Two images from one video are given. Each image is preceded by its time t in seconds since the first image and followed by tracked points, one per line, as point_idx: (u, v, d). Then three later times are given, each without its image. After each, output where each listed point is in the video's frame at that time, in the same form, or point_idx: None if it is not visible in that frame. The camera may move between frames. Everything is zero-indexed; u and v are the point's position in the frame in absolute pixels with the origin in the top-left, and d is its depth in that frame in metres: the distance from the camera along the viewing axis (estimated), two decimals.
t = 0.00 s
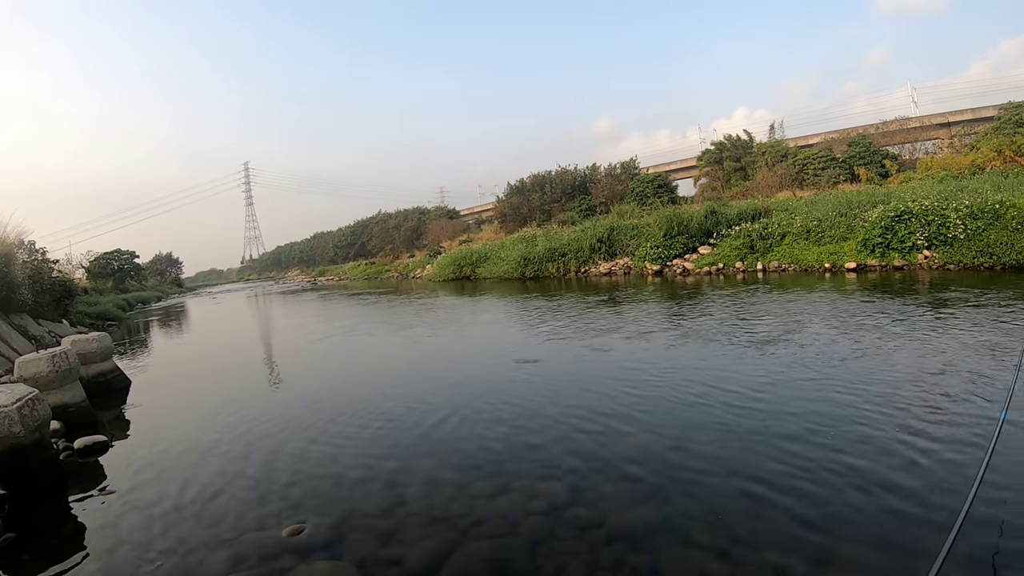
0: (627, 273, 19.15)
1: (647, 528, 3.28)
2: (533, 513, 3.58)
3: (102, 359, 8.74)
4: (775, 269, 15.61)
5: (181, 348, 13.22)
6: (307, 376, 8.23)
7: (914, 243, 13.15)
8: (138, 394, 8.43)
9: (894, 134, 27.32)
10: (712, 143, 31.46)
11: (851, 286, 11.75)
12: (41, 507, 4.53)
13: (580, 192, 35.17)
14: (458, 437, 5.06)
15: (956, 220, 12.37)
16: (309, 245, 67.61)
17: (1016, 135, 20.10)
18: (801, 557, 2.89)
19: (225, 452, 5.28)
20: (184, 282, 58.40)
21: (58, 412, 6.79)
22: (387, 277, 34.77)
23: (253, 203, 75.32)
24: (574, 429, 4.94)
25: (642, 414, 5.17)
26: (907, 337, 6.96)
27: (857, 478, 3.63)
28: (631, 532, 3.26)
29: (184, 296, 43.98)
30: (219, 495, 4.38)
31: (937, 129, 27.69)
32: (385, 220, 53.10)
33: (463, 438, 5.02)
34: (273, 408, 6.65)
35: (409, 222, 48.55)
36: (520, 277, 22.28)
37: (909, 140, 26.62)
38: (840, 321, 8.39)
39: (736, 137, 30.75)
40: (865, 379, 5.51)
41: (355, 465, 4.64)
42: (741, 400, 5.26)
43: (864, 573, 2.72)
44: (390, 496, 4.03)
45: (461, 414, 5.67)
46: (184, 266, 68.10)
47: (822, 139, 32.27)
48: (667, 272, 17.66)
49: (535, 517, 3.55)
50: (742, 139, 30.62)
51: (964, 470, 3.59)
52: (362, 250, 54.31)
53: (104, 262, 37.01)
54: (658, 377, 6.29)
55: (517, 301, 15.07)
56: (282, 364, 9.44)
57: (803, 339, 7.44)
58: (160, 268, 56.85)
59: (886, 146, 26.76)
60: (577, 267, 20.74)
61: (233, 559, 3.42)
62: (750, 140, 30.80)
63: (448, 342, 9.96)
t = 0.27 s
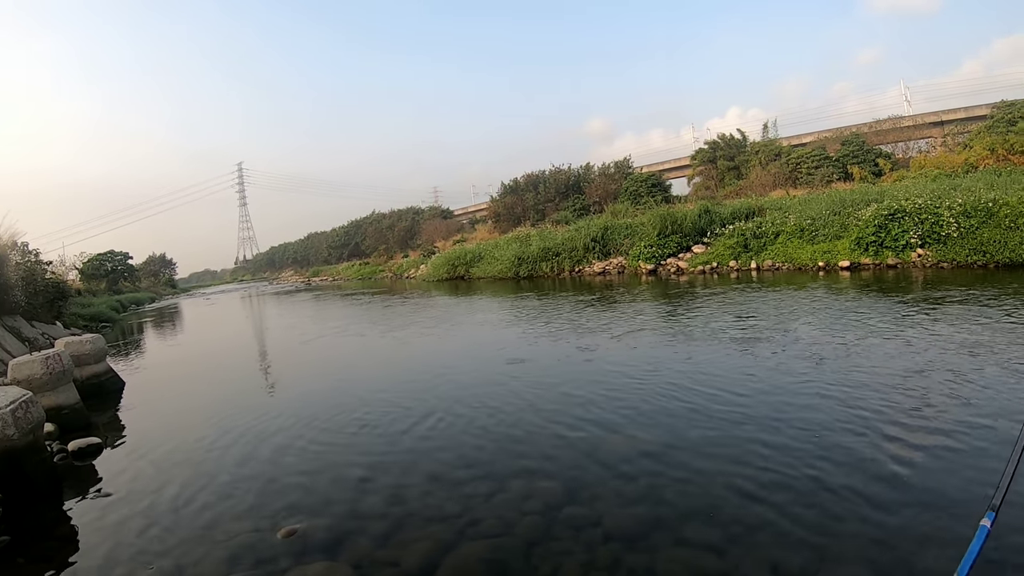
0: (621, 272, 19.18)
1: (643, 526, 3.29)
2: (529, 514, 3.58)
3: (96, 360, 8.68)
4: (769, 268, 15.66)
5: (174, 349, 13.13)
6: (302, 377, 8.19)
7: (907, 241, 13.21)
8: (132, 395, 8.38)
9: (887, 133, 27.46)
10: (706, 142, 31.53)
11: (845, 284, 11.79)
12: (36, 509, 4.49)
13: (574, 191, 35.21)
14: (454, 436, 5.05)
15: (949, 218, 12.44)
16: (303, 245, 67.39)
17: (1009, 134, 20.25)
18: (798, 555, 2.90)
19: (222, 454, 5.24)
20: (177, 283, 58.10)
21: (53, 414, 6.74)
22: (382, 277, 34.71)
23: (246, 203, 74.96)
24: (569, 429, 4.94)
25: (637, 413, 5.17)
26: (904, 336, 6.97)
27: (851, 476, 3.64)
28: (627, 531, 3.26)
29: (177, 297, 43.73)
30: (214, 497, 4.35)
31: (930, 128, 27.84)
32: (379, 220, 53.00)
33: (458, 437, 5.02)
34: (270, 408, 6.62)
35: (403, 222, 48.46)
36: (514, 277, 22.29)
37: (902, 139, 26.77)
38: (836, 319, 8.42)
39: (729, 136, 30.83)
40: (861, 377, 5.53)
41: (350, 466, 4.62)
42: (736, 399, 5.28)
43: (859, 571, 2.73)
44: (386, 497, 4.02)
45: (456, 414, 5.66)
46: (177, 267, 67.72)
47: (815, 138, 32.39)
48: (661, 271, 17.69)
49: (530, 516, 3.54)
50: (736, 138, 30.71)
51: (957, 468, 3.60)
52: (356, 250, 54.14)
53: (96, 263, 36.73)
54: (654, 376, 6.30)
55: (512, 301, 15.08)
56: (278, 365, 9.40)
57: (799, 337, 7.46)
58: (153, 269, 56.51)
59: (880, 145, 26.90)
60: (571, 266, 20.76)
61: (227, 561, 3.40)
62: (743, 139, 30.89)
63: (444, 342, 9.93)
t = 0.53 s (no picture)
0: (612, 271, 19.23)
1: (635, 525, 3.29)
2: (521, 512, 3.58)
3: (87, 359, 8.61)
4: (760, 267, 15.72)
5: (164, 348, 13.02)
6: (295, 376, 8.14)
7: (898, 241, 13.31)
8: (123, 395, 8.31)
9: (879, 132, 27.66)
10: (698, 141, 31.62)
11: (836, 283, 11.86)
12: (27, 509, 4.46)
13: (566, 190, 35.27)
14: (447, 435, 5.05)
15: (940, 218, 12.54)
16: (294, 244, 67.10)
17: (999, 135, 20.42)
18: (789, 553, 2.92)
19: (214, 453, 5.21)
20: (167, 282, 57.71)
21: (43, 414, 6.68)
22: (374, 276, 34.61)
23: (236, 201, 74.50)
24: (562, 428, 4.94)
25: (630, 412, 5.18)
26: (895, 334, 7.03)
27: (842, 474, 3.66)
28: (620, 529, 3.27)
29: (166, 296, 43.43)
30: (206, 496, 4.32)
31: (921, 128, 28.04)
32: (371, 218, 52.82)
33: (452, 436, 5.01)
34: (263, 407, 6.59)
35: (395, 220, 48.32)
36: (505, 275, 22.30)
37: (893, 139, 26.98)
38: (828, 318, 8.48)
39: (721, 135, 30.94)
40: (853, 376, 5.57)
41: (343, 465, 4.61)
42: (728, 398, 5.30)
43: (850, 569, 2.75)
44: (379, 496, 4.01)
45: (449, 413, 5.66)
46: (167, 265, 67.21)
47: (806, 138, 32.58)
48: (653, 270, 17.76)
49: (523, 515, 3.54)
50: (728, 138, 30.81)
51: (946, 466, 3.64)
52: (348, 248, 53.95)
53: (85, 261, 36.39)
54: (647, 375, 6.32)
55: (504, 299, 15.07)
56: (270, 364, 9.36)
57: (792, 336, 7.50)
58: (144, 268, 56.07)
59: (871, 144, 27.07)
60: (563, 265, 20.80)
61: (219, 561, 3.38)
62: (735, 139, 31.01)
63: (438, 340, 9.92)
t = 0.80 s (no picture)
0: (603, 270, 19.30)
1: (626, 523, 3.31)
2: (513, 512, 3.59)
3: (76, 359, 8.54)
4: (750, 266, 15.81)
5: (153, 348, 12.94)
6: (288, 375, 8.11)
7: (888, 239, 13.43)
8: (113, 395, 8.24)
9: (869, 132, 27.89)
10: (688, 140, 31.75)
11: (826, 282, 11.95)
12: (17, 511, 4.41)
13: (556, 190, 35.34)
14: (439, 434, 5.05)
15: (930, 217, 12.66)
16: (285, 243, 66.79)
17: (988, 135, 20.63)
18: (778, 550, 2.94)
19: (206, 454, 5.18)
20: (157, 281, 57.27)
21: (33, 414, 6.62)
22: (365, 275, 34.54)
23: (226, 200, 74.01)
24: (553, 426, 4.96)
25: (621, 410, 5.20)
26: (885, 333, 7.10)
27: (830, 471, 3.70)
28: (610, 528, 3.29)
29: (156, 296, 43.17)
30: (197, 497, 4.30)
31: (910, 128, 28.30)
32: (362, 216, 52.65)
33: (443, 435, 5.01)
34: (255, 407, 6.56)
35: (386, 219, 48.20)
36: (496, 274, 22.31)
37: (883, 139, 27.22)
38: (819, 316, 8.55)
39: (712, 134, 31.06)
40: (843, 374, 5.62)
41: (334, 465, 4.60)
42: (718, 395, 5.34)
43: (838, 566, 2.78)
44: (370, 495, 4.00)
45: (441, 412, 5.66)
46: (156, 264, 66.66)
47: (797, 137, 32.76)
48: (643, 269, 17.83)
49: (514, 514, 3.55)
50: (718, 137, 30.95)
51: (932, 462, 3.68)
52: (339, 247, 53.75)
53: (73, 260, 36.01)
54: (639, 373, 6.35)
55: (495, 298, 15.08)
56: (261, 364, 9.31)
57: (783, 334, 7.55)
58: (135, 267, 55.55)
59: (861, 144, 27.29)
60: (553, 264, 20.85)
61: (209, 562, 3.37)
62: (726, 138, 31.15)
63: (430, 339, 9.91)
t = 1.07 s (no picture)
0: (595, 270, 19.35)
1: (617, 523, 3.32)
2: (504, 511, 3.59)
3: (67, 361, 8.47)
4: (742, 265, 15.87)
5: (143, 349, 12.84)
6: (280, 376, 8.08)
7: (879, 239, 13.53)
8: (104, 397, 8.18)
9: (859, 132, 28.10)
10: (680, 140, 31.85)
11: (816, 282, 12.03)
12: (8, 513, 4.38)
13: (548, 190, 35.40)
14: (431, 435, 5.04)
15: (920, 217, 12.78)
16: (276, 243, 66.48)
17: (978, 135, 20.82)
18: (768, 548, 2.97)
19: (197, 455, 5.15)
20: (147, 282, 56.84)
21: (24, 416, 6.56)
22: (356, 275, 34.44)
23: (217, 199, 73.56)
24: (545, 426, 4.97)
25: (613, 410, 5.22)
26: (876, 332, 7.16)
27: (820, 470, 3.73)
28: (602, 527, 3.30)
29: (145, 297, 42.87)
30: (188, 498, 4.28)
31: (901, 128, 28.53)
32: (354, 216, 52.49)
33: (435, 435, 5.01)
34: (247, 407, 6.53)
35: (377, 219, 48.08)
36: (487, 274, 22.29)
37: (874, 139, 27.44)
38: (810, 315, 8.60)
39: (704, 134, 31.18)
40: (833, 373, 5.66)
41: (326, 465, 4.59)
42: (709, 395, 5.37)
43: (827, 564, 2.80)
44: (362, 496, 4.00)
45: (433, 412, 5.65)
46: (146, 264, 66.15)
47: (789, 137, 32.92)
48: (635, 269, 17.89)
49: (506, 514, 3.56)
50: (710, 137, 31.07)
51: (920, 461, 3.72)
52: (330, 247, 53.55)
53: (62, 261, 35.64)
54: (631, 372, 6.37)
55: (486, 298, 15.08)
56: (253, 364, 9.26)
57: (774, 333, 7.60)
58: (125, 267, 55.16)
59: (852, 144, 27.49)
60: (545, 264, 20.88)
61: (200, 564, 3.35)
62: (718, 138, 31.29)
63: (423, 339, 9.90)
